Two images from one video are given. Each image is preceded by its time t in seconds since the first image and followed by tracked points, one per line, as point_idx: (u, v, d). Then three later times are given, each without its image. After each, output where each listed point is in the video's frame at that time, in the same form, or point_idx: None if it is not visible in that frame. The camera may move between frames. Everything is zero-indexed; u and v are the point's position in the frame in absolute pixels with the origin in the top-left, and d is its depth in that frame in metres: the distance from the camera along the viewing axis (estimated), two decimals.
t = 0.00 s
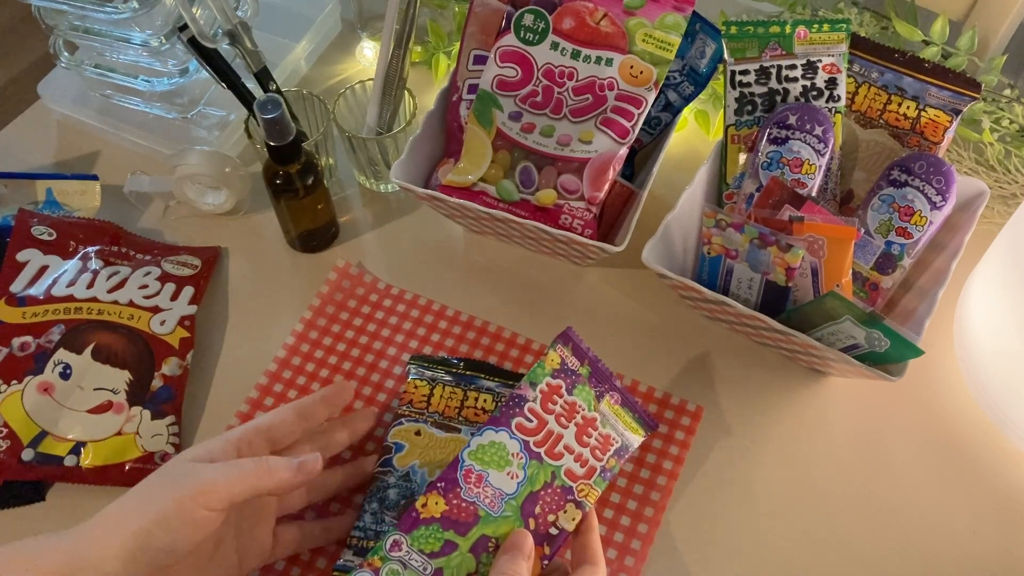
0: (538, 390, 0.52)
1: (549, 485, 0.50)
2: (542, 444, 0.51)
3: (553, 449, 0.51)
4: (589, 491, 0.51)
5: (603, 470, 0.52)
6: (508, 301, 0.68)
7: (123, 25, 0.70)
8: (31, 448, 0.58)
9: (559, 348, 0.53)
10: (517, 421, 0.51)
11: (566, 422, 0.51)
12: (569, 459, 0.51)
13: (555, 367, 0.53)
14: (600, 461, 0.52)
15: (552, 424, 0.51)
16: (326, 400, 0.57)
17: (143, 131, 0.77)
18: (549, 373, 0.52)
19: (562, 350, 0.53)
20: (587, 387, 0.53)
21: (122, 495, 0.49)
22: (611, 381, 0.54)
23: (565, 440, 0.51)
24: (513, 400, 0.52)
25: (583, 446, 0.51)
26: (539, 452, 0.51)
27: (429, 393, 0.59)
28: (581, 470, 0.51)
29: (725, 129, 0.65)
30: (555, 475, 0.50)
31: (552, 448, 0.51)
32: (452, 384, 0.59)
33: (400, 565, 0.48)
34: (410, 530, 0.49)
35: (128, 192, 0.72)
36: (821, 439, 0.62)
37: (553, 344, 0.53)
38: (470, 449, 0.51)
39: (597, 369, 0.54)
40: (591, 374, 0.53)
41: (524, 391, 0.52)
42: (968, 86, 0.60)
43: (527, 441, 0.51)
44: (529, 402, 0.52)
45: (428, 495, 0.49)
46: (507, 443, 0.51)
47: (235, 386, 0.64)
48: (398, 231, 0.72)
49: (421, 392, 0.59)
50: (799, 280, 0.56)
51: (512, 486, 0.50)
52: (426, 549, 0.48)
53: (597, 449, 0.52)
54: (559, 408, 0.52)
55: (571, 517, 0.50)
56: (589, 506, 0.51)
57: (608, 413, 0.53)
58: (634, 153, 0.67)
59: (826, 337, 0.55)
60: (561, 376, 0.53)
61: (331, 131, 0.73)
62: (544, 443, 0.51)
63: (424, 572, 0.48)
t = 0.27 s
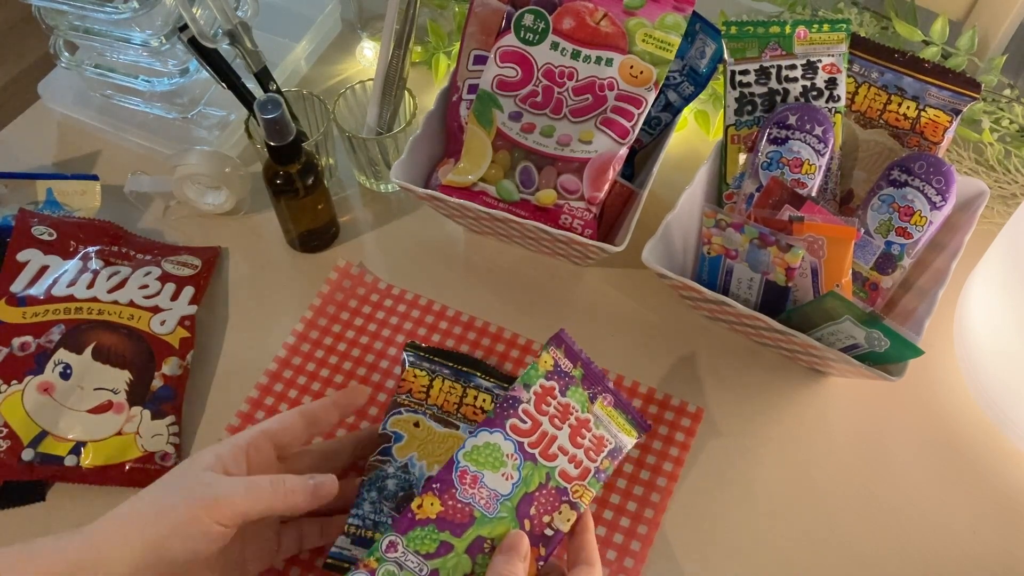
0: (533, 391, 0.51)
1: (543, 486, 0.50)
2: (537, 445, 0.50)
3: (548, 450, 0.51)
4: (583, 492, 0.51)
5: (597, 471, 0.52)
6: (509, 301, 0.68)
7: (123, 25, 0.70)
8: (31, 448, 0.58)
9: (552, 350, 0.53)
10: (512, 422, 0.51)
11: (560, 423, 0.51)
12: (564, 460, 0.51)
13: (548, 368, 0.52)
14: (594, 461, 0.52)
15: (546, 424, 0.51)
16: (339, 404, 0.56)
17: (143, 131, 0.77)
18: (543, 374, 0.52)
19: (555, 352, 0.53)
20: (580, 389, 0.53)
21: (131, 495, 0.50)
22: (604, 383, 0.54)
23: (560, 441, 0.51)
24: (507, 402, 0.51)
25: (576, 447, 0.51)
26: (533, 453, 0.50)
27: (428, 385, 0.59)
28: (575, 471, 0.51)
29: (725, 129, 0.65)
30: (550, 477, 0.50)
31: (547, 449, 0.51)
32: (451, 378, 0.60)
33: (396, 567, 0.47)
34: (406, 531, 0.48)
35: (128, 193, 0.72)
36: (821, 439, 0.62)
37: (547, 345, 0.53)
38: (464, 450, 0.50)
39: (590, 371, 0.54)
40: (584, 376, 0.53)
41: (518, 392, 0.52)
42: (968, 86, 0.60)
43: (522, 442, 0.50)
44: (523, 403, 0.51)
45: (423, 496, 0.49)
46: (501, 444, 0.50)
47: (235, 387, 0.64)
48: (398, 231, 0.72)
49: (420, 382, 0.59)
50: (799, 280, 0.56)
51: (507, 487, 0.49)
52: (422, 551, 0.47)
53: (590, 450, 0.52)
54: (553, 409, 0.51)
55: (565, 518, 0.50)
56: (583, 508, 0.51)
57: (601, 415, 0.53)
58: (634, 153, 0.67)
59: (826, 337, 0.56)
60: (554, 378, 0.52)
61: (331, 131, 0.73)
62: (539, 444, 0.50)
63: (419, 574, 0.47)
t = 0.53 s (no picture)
0: (518, 389, 0.52)
1: (532, 483, 0.50)
2: (524, 442, 0.50)
3: (535, 446, 0.51)
4: (572, 488, 0.51)
5: (586, 467, 0.51)
6: (509, 301, 0.68)
7: (123, 24, 0.70)
8: (31, 448, 0.58)
9: (537, 348, 0.53)
10: (498, 420, 0.51)
11: (547, 419, 0.51)
12: (551, 456, 0.51)
13: (534, 366, 0.52)
14: (582, 457, 0.51)
15: (533, 421, 0.51)
16: (359, 432, 0.55)
17: (143, 131, 0.77)
18: (528, 372, 0.52)
19: (540, 349, 0.53)
20: (566, 386, 0.53)
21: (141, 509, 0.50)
22: (591, 380, 0.54)
23: (547, 437, 0.51)
24: (494, 400, 0.52)
25: (564, 443, 0.51)
26: (521, 450, 0.50)
27: (430, 379, 0.60)
28: (564, 467, 0.51)
29: (725, 129, 0.65)
30: (538, 473, 0.50)
31: (534, 445, 0.51)
32: (454, 375, 0.60)
33: (386, 567, 0.47)
34: (394, 531, 0.48)
35: (128, 193, 0.72)
36: (821, 439, 0.62)
37: (531, 343, 0.53)
38: (451, 449, 0.50)
39: (575, 367, 0.54)
40: (570, 372, 0.53)
41: (504, 390, 0.52)
42: (968, 86, 0.60)
43: (509, 439, 0.50)
44: (510, 400, 0.51)
45: (410, 496, 0.49)
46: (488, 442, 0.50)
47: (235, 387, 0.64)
48: (398, 231, 0.72)
49: (422, 376, 0.60)
50: (799, 281, 0.56)
51: (496, 485, 0.49)
52: (412, 550, 0.47)
53: (578, 446, 0.52)
54: (540, 406, 0.52)
55: (555, 514, 0.50)
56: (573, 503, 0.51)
57: (588, 411, 0.53)
58: (634, 153, 0.67)
59: (826, 337, 0.56)
60: (540, 375, 0.52)
61: (331, 132, 0.73)
62: (526, 441, 0.50)
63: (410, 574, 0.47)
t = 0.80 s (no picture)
0: (496, 383, 0.52)
1: (515, 477, 0.50)
2: (505, 437, 0.50)
3: (516, 440, 0.50)
4: (555, 480, 0.50)
5: (569, 458, 0.51)
6: (509, 301, 0.68)
7: (123, 24, 0.70)
8: (31, 448, 0.58)
9: (513, 342, 0.53)
10: (478, 416, 0.51)
11: (527, 413, 0.51)
12: (533, 449, 0.50)
13: (510, 359, 0.53)
14: (563, 449, 0.51)
15: (512, 415, 0.51)
16: (353, 424, 0.54)
17: (143, 131, 0.77)
18: (505, 366, 0.52)
19: (516, 343, 0.53)
20: (544, 377, 0.53)
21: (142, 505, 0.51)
22: (568, 371, 0.54)
23: (527, 430, 0.51)
24: (473, 396, 0.52)
25: (544, 435, 0.51)
26: (502, 445, 0.50)
27: (423, 374, 0.60)
28: (546, 460, 0.50)
29: (725, 129, 0.65)
30: (521, 467, 0.50)
31: (515, 440, 0.50)
32: (447, 370, 0.59)
33: (373, 570, 0.47)
34: (379, 534, 0.48)
35: (128, 193, 0.72)
36: (821, 439, 0.62)
37: (507, 338, 0.53)
38: (432, 448, 0.50)
39: (552, 360, 0.54)
40: (547, 364, 0.53)
41: (482, 386, 0.52)
42: (968, 86, 0.60)
43: (490, 435, 0.50)
44: (488, 396, 0.51)
45: (393, 497, 0.49)
46: (468, 438, 0.50)
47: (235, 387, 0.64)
48: (398, 231, 0.72)
49: (414, 370, 0.60)
50: (799, 281, 0.56)
51: (478, 482, 0.49)
52: (398, 552, 0.47)
53: (558, 437, 0.51)
54: (518, 400, 0.51)
55: (540, 508, 0.50)
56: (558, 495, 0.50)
57: (567, 402, 0.52)
58: (634, 153, 0.67)
59: (826, 337, 0.56)
60: (517, 369, 0.52)
61: (331, 131, 0.73)
62: (507, 436, 0.50)
63: None
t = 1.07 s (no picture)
0: (524, 377, 0.54)
1: (542, 471, 0.51)
2: (532, 431, 0.52)
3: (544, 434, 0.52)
4: (585, 475, 0.51)
5: (598, 454, 0.52)
6: (508, 301, 0.68)
7: (123, 24, 0.70)
8: (31, 448, 0.58)
9: (542, 335, 0.55)
10: (506, 409, 0.53)
11: (555, 407, 0.53)
12: (561, 443, 0.52)
13: (540, 354, 0.54)
14: (592, 443, 0.52)
15: (541, 408, 0.53)
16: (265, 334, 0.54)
17: (143, 131, 0.77)
18: (534, 360, 0.54)
19: (545, 337, 0.55)
20: (574, 371, 0.54)
21: (55, 456, 0.51)
22: (599, 364, 0.55)
23: (556, 424, 0.52)
24: (502, 390, 0.54)
25: (573, 430, 0.52)
26: (530, 438, 0.52)
27: (332, 270, 0.56)
28: (574, 454, 0.52)
29: (725, 129, 0.65)
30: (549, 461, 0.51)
31: (543, 433, 0.52)
32: (358, 263, 0.56)
33: (396, 564, 0.49)
34: (404, 528, 0.50)
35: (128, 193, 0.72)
36: (821, 439, 0.62)
37: (537, 331, 0.55)
38: (460, 442, 0.52)
39: (584, 353, 0.55)
40: (577, 358, 0.55)
41: (510, 379, 0.54)
42: (968, 86, 0.60)
43: (517, 428, 0.52)
44: (515, 390, 0.53)
45: (419, 491, 0.51)
46: (495, 432, 0.52)
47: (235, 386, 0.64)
48: (398, 231, 0.72)
49: (323, 269, 0.56)
50: (799, 280, 0.56)
51: (505, 476, 0.51)
52: (422, 546, 0.49)
53: (588, 431, 0.53)
54: (547, 393, 0.53)
55: (568, 502, 0.51)
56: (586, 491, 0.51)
57: (597, 396, 0.53)
58: (634, 153, 0.67)
59: (826, 337, 0.55)
60: (546, 362, 0.54)
61: (331, 131, 0.73)
62: (535, 430, 0.52)
63: (422, 570, 0.49)
